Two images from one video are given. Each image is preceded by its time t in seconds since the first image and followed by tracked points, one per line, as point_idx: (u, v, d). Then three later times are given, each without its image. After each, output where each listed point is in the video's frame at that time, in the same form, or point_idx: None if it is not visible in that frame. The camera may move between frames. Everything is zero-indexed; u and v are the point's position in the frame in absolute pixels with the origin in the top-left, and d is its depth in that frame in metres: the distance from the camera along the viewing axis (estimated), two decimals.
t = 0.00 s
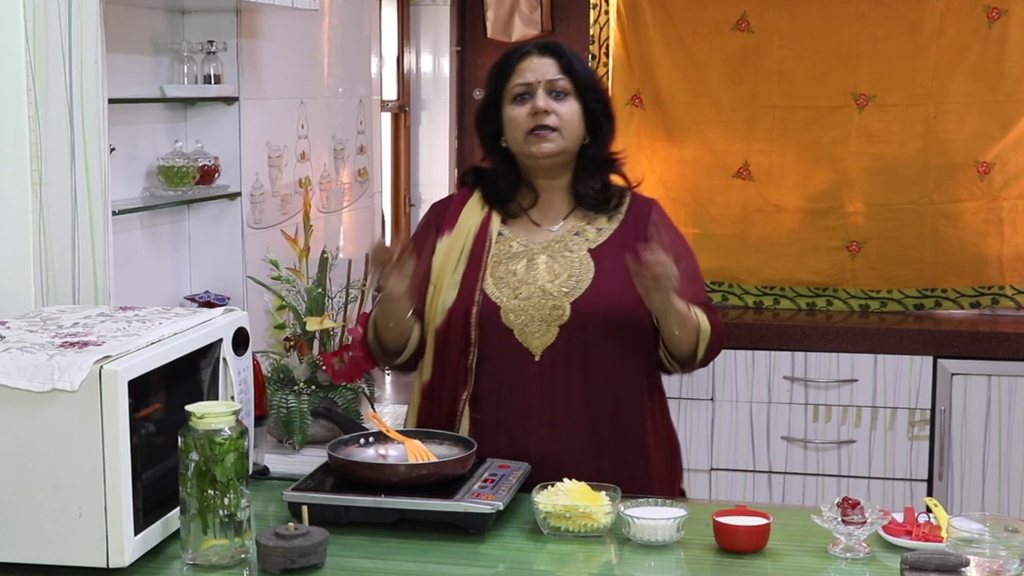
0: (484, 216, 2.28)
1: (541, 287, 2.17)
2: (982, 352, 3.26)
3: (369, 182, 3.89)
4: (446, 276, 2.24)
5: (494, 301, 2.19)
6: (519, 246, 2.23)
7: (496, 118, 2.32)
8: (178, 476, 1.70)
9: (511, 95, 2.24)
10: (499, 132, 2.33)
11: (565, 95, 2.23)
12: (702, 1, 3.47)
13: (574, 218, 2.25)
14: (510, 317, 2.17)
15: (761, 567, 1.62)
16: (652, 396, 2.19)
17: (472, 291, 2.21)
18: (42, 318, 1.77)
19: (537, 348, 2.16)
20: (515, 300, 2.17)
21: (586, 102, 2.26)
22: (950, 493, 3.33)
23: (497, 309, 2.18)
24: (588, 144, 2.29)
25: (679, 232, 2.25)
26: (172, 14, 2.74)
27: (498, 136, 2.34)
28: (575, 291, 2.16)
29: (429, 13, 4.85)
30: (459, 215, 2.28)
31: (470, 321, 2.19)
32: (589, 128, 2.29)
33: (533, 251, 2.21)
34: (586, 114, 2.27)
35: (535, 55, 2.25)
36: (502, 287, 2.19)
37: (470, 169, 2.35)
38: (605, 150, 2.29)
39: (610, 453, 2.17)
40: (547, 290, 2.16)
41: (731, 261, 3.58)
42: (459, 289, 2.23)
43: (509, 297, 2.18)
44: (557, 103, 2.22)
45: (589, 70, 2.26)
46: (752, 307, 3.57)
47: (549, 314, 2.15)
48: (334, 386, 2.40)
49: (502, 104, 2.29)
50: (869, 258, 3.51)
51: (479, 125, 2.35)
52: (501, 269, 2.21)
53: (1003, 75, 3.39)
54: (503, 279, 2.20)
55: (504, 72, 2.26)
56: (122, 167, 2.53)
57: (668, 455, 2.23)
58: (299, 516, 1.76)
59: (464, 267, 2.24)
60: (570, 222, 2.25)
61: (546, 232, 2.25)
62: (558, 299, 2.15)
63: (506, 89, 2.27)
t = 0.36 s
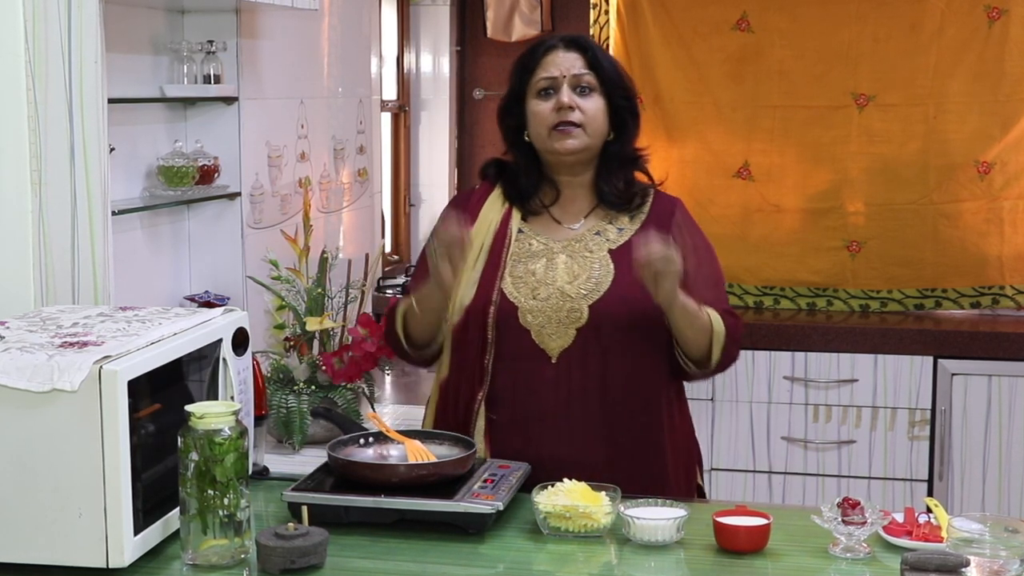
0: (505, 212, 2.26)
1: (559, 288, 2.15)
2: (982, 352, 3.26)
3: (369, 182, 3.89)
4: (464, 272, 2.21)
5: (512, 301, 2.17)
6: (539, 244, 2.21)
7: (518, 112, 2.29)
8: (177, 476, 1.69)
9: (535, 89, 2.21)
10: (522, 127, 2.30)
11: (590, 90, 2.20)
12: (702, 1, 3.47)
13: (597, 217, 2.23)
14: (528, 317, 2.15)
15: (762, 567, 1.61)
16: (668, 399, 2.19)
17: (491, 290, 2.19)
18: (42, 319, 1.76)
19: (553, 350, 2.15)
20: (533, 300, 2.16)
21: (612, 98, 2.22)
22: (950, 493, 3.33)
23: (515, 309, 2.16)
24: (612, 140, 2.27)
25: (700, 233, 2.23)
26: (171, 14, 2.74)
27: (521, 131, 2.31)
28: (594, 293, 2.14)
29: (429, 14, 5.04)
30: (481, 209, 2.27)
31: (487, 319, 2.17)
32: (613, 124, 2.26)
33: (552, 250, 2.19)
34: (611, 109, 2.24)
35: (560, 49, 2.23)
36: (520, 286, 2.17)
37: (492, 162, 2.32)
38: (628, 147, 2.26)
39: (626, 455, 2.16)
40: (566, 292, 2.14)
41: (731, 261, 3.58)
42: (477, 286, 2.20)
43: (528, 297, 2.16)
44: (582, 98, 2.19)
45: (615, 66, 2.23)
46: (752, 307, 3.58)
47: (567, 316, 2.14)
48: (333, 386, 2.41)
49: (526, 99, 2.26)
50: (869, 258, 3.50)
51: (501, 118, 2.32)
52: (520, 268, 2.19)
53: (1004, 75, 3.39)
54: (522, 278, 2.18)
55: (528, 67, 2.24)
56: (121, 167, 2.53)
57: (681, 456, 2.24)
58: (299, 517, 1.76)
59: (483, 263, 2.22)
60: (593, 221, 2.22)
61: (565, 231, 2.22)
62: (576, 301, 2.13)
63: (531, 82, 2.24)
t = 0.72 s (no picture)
0: (521, 213, 2.24)
1: (578, 293, 2.13)
2: (983, 352, 3.26)
3: (369, 182, 3.89)
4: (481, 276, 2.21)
5: (530, 305, 2.15)
6: (556, 247, 2.19)
7: (530, 115, 2.27)
8: (177, 476, 1.69)
9: (546, 90, 2.19)
10: (535, 130, 2.28)
11: (601, 89, 2.18)
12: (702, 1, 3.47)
13: (614, 217, 2.21)
14: (546, 321, 2.13)
15: (762, 568, 1.61)
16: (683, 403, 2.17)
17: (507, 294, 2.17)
18: (42, 318, 1.76)
19: (572, 355, 2.13)
20: (551, 304, 2.14)
21: (623, 95, 2.21)
22: (950, 493, 3.33)
23: (533, 313, 2.14)
24: (626, 137, 2.25)
25: (718, 238, 2.21)
26: (171, 14, 2.74)
27: (534, 134, 2.29)
28: (613, 298, 2.12)
29: (429, 14, 5.05)
30: (496, 210, 2.25)
31: (507, 324, 2.14)
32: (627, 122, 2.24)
33: (570, 254, 2.17)
34: (624, 107, 2.22)
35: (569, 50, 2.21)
36: (538, 290, 2.15)
37: (506, 162, 2.29)
38: (643, 145, 2.25)
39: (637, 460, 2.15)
40: (585, 296, 2.12)
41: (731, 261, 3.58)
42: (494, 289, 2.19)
43: (546, 301, 2.14)
44: (593, 97, 2.17)
45: (625, 63, 2.21)
46: (752, 307, 3.59)
47: (586, 321, 2.12)
48: (333, 386, 2.41)
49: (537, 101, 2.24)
50: (870, 258, 3.50)
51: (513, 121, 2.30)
52: (537, 270, 2.17)
53: (1004, 75, 3.39)
54: (540, 281, 2.16)
55: (538, 69, 2.22)
56: (121, 167, 2.53)
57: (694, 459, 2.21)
58: (299, 517, 1.76)
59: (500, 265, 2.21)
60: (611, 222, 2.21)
61: (583, 233, 2.20)
62: (595, 306, 2.12)
63: (541, 84, 2.22)
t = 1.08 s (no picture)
0: (526, 216, 2.22)
1: (582, 298, 2.12)
2: (983, 352, 3.26)
3: (369, 182, 3.89)
4: (487, 279, 2.17)
5: (534, 309, 2.14)
6: (561, 251, 2.17)
7: (532, 117, 2.28)
8: (177, 476, 1.69)
9: (549, 91, 2.20)
10: (538, 132, 2.28)
11: (603, 86, 2.19)
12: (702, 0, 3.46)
13: (620, 219, 2.20)
14: (549, 326, 2.12)
15: (762, 568, 1.61)
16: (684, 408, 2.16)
17: (512, 299, 2.15)
18: (42, 318, 1.76)
19: (574, 361, 2.12)
20: (555, 309, 2.12)
21: (626, 93, 2.21)
22: (951, 493, 3.32)
23: (537, 317, 2.13)
24: (630, 136, 2.26)
25: (724, 244, 2.19)
26: (170, 13, 2.74)
27: (537, 137, 2.29)
28: (618, 305, 2.11)
29: (429, 14, 5.05)
30: (502, 212, 2.23)
31: (510, 327, 2.15)
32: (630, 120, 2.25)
33: (575, 258, 2.16)
34: (627, 104, 2.22)
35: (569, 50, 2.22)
36: (542, 294, 2.14)
37: (510, 161, 2.29)
38: (646, 143, 2.25)
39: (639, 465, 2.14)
40: (589, 302, 2.11)
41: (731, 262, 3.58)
42: (499, 293, 2.16)
43: (550, 306, 2.13)
44: (596, 95, 2.18)
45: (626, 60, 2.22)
46: (752, 307, 3.58)
47: (590, 328, 2.11)
48: (333, 386, 2.42)
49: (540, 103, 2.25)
50: (870, 258, 3.50)
51: (515, 124, 2.31)
52: (542, 275, 2.16)
53: (1004, 75, 3.38)
54: (544, 285, 2.15)
55: (540, 70, 2.23)
56: (120, 167, 2.53)
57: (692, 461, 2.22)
58: (298, 517, 1.76)
59: (504, 269, 2.18)
60: (617, 224, 2.20)
61: (588, 235, 2.19)
62: (600, 312, 2.10)
63: (543, 85, 2.22)
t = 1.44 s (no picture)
0: (524, 221, 2.21)
1: (583, 303, 2.11)
2: (983, 352, 3.25)
3: (369, 182, 3.89)
4: (486, 284, 2.16)
5: (534, 315, 2.13)
6: (560, 255, 2.17)
7: (527, 120, 2.28)
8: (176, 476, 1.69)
9: (543, 96, 2.19)
10: (534, 136, 2.28)
11: (598, 90, 2.19)
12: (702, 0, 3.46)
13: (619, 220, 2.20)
14: (550, 332, 2.12)
15: (762, 568, 1.61)
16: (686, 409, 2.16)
17: (512, 304, 2.14)
18: (41, 318, 1.76)
19: (576, 366, 2.12)
20: (555, 315, 2.12)
21: (622, 93, 2.21)
22: (951, 493, 3.32)
23: (537, 323, 2.13)
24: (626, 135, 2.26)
25: (723, 244, 2.20)
26: (170, 13, 2.73)
27: (532, 140, 2.28)
28: (619, 309, 2.11)
29: (429, 13, 5.05)
30: (500, 215, 2.22)
31: (511, 334, 2.14)
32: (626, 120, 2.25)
33: (574, 262, 2.15)
34: (623, 105, 2.22)
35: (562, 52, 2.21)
36: (542, 299, 2.13)
37: (505, 163, 2.28)
38: (643, 143, 2.26)
39: (642, 465, 2.15)
40: (590, 307, 2.11)
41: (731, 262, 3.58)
42: (498, 298, 2.16)
43: (550, 311, 2.12)
44: (591, 100, 2.18)
45: (619, 61, 2.21)
46: (752, 307, 3.58)
47: (591, 333, 2.11)
48: (333, 387, 2.42)
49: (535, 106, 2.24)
50: (870, 258, 3.50)
51: (511, 128, 2.31)
52: (541, 280, 2.15)
53: (1005, 74, 3.38)
54: (543, 290, 2.14)
55: (533, 74, 2.22)
56: (120, 167, 2.52)
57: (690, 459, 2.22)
58: (298, 517, 1.75)
59: (504, 271, 2.18)
60: (615, 226, 2.20)
61: (586, 238, 2.19)
62: (601, 317, 2.10)
63: (537, 89, 2.22)
